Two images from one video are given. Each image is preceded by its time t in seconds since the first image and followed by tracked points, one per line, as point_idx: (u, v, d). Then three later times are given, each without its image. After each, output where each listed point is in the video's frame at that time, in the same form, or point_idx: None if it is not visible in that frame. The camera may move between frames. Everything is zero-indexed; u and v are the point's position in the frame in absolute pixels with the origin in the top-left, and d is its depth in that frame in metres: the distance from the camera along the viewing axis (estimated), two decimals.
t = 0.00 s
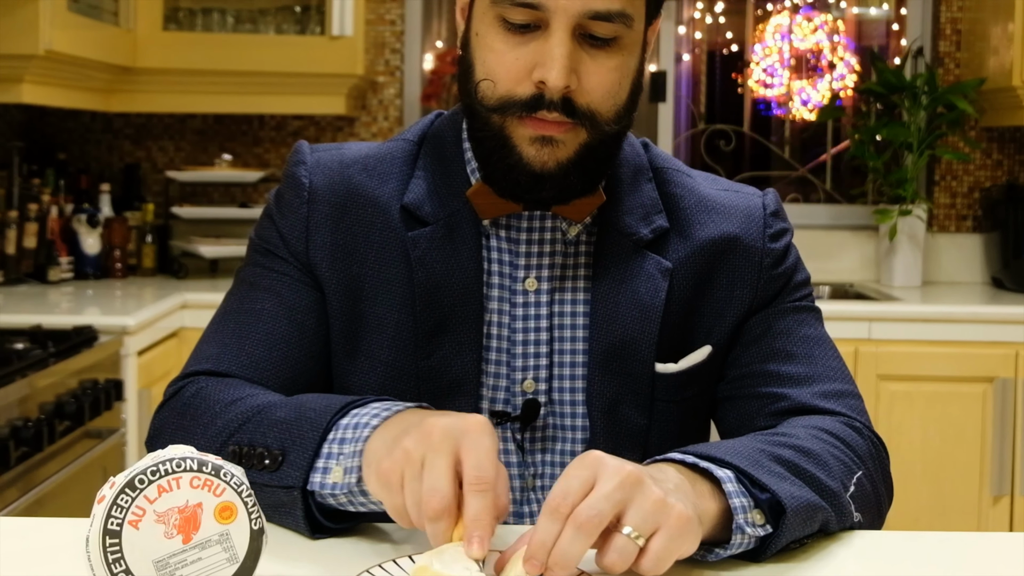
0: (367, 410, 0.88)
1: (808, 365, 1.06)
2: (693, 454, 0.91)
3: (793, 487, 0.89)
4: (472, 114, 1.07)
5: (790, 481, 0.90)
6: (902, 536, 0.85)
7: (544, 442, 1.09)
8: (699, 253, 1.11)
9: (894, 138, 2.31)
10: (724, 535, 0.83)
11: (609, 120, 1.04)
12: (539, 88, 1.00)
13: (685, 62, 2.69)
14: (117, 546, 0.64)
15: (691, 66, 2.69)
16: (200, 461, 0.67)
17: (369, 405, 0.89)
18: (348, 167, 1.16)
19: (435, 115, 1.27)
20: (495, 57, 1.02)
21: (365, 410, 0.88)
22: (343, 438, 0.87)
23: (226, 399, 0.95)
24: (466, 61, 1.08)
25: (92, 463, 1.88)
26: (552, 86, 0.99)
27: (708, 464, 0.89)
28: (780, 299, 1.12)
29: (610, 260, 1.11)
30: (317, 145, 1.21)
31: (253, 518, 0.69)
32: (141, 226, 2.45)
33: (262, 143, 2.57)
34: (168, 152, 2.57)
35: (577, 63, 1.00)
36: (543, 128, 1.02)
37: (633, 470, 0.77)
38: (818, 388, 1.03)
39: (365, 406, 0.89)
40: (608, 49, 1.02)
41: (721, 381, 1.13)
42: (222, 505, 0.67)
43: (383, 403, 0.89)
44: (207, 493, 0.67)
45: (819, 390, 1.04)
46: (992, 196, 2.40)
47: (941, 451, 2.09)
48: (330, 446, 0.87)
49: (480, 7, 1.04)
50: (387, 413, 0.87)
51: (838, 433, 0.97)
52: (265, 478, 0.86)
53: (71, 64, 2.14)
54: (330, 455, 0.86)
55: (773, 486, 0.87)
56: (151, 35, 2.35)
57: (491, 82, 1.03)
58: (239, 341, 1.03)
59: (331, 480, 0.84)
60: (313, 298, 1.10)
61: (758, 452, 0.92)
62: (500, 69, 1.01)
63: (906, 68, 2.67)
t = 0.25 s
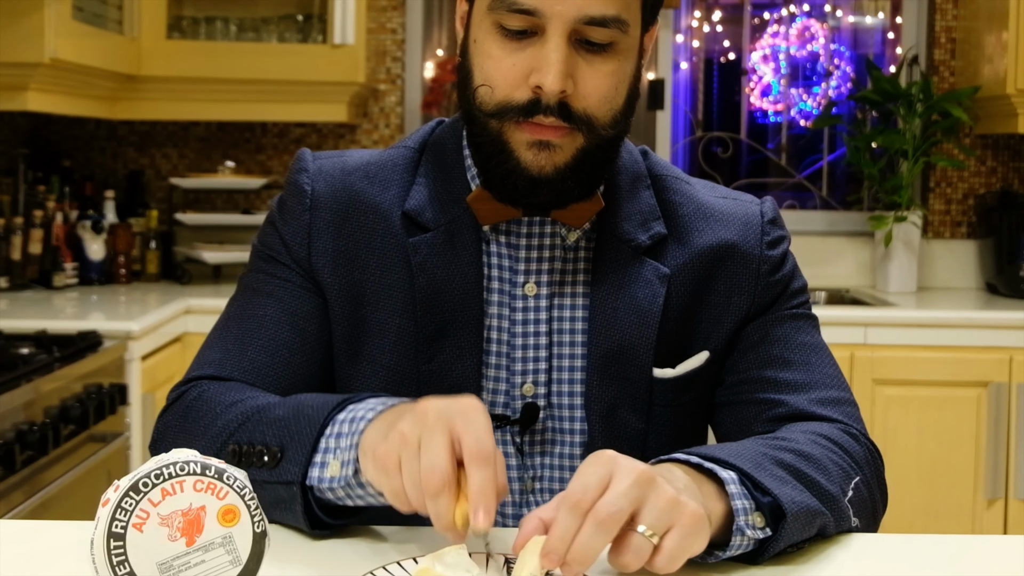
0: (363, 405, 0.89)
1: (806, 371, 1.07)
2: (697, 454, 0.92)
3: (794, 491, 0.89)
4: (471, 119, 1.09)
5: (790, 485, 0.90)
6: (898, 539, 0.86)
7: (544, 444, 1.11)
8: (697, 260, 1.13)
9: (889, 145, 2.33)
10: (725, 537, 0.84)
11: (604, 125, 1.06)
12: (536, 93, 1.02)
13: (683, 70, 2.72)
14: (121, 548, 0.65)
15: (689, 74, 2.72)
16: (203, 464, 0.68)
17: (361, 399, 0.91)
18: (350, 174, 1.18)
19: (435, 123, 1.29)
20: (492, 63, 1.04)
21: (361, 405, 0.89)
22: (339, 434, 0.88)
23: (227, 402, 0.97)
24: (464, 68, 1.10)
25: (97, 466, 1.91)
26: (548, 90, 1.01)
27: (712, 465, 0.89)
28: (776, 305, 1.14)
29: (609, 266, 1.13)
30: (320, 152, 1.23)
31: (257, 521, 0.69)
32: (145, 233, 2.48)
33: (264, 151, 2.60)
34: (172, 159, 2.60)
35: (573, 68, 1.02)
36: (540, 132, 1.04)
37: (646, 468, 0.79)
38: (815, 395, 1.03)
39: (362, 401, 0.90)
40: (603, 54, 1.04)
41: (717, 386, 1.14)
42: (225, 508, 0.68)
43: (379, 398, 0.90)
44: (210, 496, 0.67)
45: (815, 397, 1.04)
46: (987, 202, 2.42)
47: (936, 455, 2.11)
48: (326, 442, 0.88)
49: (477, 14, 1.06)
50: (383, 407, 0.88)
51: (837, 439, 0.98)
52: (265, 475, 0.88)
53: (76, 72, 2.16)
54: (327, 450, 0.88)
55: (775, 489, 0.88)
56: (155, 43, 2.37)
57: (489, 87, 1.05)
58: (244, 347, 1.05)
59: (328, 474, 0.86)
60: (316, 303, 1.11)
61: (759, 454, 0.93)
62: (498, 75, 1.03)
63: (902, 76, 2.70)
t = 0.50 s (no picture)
0: (307, 391, 0.87)
1: (802, 374, 1.07)
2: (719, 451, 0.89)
3: (807, 501, 0.87)
4: (473, 123, 1.10)
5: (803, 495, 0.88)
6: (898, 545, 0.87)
7: (545, 447, 1.12)
8: (695, 263, 1.14)
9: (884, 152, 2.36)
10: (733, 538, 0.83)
11: (608, 128, 1.07)
12: (541, 96, 1.02)
13: (681, 77, 2.75)
14: (125, 551, 0.67)
15: (687, 82, 2.75)
16: (206, 468, 0.70)
17: (308, 385, 0.88)
18: (351, 180, 1.18)
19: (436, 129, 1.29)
20: (497, 67, 1.04)
21: (305, 391, 0.87)
22: (283, 421, 0.86)
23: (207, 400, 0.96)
24: (468, 73, 1.10)
25: (102, 470, 1.93)
26: (553, 93, 1.01)
27: (735, 467, 0.87)
28: (773, 308, 1.14)
29: (608, 270, 1.14)
30: (321, 159, 1.24)
31: (258, 523, 0.72)
32: (149, 239, 2.50)
33: (267, 158, 2.63)
34: (175, 165, 2.62)
35: (577, 72, 1.02)
36: (544, 135, 1.04)
37: (709, 487, 0.75)
38: (810, 396, 1.03)
39: (307, 387, 0.87)
40: (607, 59, 1.04)
41: (714, 389, 1.15)
42: (228, 511, 0.70)
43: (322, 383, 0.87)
44: (212, 499, 0.70)
45: (811, 399, 1.04)
46: (981, 209, 2.45)
47: (931, 458, 2.13)
48: (272, 429, 0.86)
49: (482, 18, 1.06)
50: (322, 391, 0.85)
51: (840, 439, 0.98)
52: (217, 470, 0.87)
53: (80, 80, 2.19)
54: (272, 437, 0.86)
55: (791, 500, 0.85)
56: (159, 51, 2.40)
57: (493, 91, 1.05)
58: (244, 349, 1.05)
59: (274, 461, 0.85)
60: (317, 308, 1.12)
61: (777, 461, 0.90)
62: (502, 79, 1.04)
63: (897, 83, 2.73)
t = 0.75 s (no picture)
0: (310, 434, 0.83)
1: (797, 375, 1.07)
2: (737, 461, 0.88)
3: (818, 515, 0.86)
4: (473, 128, 1.09)
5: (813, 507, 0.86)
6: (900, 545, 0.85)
7: (545, 450, 1.10)
8: (691, 267, 1.13)
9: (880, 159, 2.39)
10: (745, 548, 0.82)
11: (605, 133, 1.07)
12: (539, 101, 1.02)
13: (679, 85, 2.79)
14: (129, 554, 0.66)
15: (684, 89, 2.79)
16: (209, 471, 0.68)
17: (311, 428, 0.85)
18: (354, 187, 1.16)
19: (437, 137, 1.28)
20: (496, 72, 1.05)
21: (308, 435, 0.83)
22: (283, 465, 0.82)
23: (211, 412, 0.95)
24: (467, 81, 1.11)
25: (107, 474, 1.96)
26: (552, 97, 1.01)
27: (752, 479, 0.86)
28: (769, 310, 1.13)
29: (607, 272, 1.12)
30: (324, 166, 1.21)
31: (261, 525, 0.70)
32: (153, 244, 2.52)
33: (269, 164, 2.65)
34: (179, 172, 2.65)
35: (575, 77, 1.03)
36: (542, 139, 1.04)
37: (711, 524, 0.72)
38: (807, 396, 1.03)
39: (309, 430, 0.84)
40: (605, 64, 1.05)
41: (712, 390, 1.14)
42: (231, 514, 0.69)
43: (327, 427, 0.84)
44: (216, 502, 0.68)
45: (807, 399, 1.04)
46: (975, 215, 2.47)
47: (926, 461, 2.15)
48: (271, 472, 0.82)
49: (482, 25, 1.07)
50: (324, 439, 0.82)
51: (840, 441, 0.99)
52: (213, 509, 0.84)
53: (85, 87, 2.21)
54: (270, 482, 0.82)
55: (804, 514, 0.84)
56: (162, 59, 2.42)
57: (492, 96, 1.05)
58: (251, 352, 1.04)
59: (269, 508, 0.81)
60: (320, 313, 1.10)
61: (790, 474, 0.89)
62: (501, 84, 1.04)
63: (892, 91, 2.77)
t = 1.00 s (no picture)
0: (308, 453, 0.85)
1: (795, 383, 1.07)
2: (740, 462, 0.91)
3: (820, 518, 0.86)
4: (476, 137, 1.06)
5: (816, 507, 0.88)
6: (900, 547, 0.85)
7: (545, 454, 1.09)
8: (690, 273, 1.11)
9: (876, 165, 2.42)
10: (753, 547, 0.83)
11: (609, 139, 1.03)
12: (540, 110, 1.00)
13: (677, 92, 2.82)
14: (133, 555, 0.68)
15: (682, 97, 2.82)
16: (213, 474, 0.70)
17: (310, 448, 0.87)
18: (356, 192, 1.16)
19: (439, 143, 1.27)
20: (496, 81, 1.02)
21: (305, 455, 0.85)
22: (280, 485, 0.84)
23: (217, 421, 0.95)
24: (469, 88, 1.08)
25: (110, 476, 1.98)
26: (552, 106, 0.99)
27: (757, 481, 0.88)
28: (767, 317, 1.12)
29: (606, 278, 1.11)
30: (327, 172, 1.21)
31: (264, 527, 0.72)
32: (157, 249, 2.55)
33: (272, 170, 2.68)
34: (183, 178, 2.68)
35: (576, 84, 1.00)
36: (544, 148, 1.02)
37: (713, 516, 0.73)
38: (805, 404, 1.03)
39: (307, 449, 0.86)
40: (606, 70, 1.01)
41: (710, 395, 1.13)
42: (234, 516, 0.70)
43: (325, 446, 0.86)
44: (219, 504, 0.70)
45: (806, 406, 1.04)
46: (970, 220, 2.50)
47: (921, 464, 2.18)
48: (268, 491, 0.84)
49: (482, 33, 1.04)
50: (320, 460, 0.84)
51: (838, 447, 0.99)
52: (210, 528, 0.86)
53: (89, 94, 2.24)
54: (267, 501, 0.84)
55: (808, 516, 0.84)
56: (166, 66, 2.45)
57: (494, 105, 1.03)
58: (255, 357, 1.05)
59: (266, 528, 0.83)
60: (322, 318, 1.10)
61: (794, 475, 0.91)
62: (502, 93, 1.01)
63: (888, 98, 2.80)
